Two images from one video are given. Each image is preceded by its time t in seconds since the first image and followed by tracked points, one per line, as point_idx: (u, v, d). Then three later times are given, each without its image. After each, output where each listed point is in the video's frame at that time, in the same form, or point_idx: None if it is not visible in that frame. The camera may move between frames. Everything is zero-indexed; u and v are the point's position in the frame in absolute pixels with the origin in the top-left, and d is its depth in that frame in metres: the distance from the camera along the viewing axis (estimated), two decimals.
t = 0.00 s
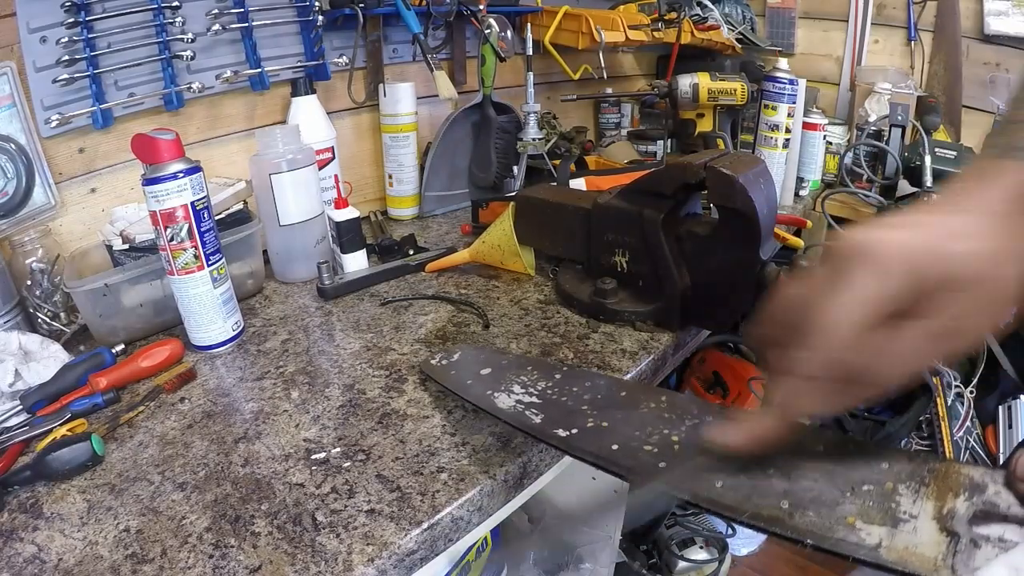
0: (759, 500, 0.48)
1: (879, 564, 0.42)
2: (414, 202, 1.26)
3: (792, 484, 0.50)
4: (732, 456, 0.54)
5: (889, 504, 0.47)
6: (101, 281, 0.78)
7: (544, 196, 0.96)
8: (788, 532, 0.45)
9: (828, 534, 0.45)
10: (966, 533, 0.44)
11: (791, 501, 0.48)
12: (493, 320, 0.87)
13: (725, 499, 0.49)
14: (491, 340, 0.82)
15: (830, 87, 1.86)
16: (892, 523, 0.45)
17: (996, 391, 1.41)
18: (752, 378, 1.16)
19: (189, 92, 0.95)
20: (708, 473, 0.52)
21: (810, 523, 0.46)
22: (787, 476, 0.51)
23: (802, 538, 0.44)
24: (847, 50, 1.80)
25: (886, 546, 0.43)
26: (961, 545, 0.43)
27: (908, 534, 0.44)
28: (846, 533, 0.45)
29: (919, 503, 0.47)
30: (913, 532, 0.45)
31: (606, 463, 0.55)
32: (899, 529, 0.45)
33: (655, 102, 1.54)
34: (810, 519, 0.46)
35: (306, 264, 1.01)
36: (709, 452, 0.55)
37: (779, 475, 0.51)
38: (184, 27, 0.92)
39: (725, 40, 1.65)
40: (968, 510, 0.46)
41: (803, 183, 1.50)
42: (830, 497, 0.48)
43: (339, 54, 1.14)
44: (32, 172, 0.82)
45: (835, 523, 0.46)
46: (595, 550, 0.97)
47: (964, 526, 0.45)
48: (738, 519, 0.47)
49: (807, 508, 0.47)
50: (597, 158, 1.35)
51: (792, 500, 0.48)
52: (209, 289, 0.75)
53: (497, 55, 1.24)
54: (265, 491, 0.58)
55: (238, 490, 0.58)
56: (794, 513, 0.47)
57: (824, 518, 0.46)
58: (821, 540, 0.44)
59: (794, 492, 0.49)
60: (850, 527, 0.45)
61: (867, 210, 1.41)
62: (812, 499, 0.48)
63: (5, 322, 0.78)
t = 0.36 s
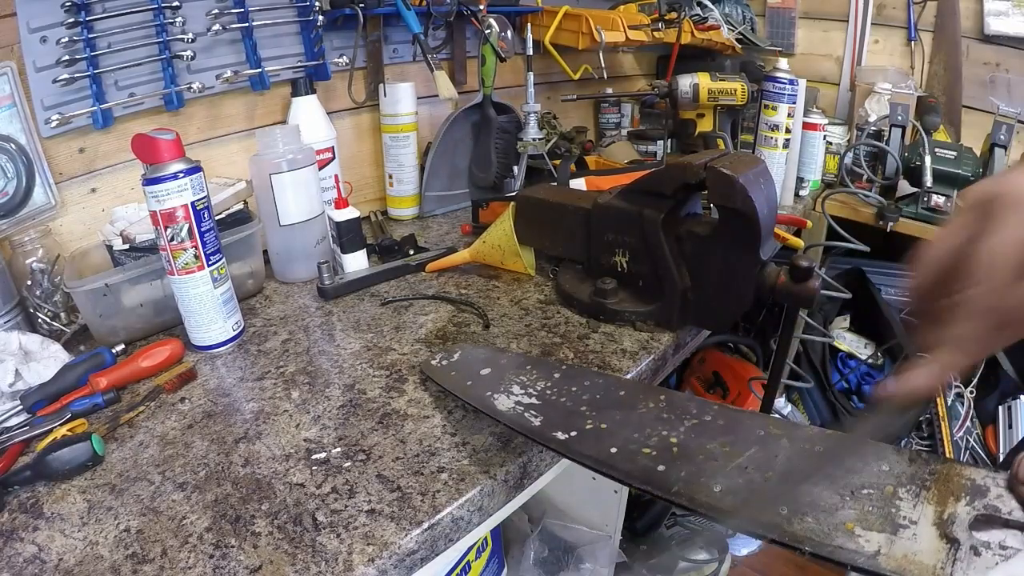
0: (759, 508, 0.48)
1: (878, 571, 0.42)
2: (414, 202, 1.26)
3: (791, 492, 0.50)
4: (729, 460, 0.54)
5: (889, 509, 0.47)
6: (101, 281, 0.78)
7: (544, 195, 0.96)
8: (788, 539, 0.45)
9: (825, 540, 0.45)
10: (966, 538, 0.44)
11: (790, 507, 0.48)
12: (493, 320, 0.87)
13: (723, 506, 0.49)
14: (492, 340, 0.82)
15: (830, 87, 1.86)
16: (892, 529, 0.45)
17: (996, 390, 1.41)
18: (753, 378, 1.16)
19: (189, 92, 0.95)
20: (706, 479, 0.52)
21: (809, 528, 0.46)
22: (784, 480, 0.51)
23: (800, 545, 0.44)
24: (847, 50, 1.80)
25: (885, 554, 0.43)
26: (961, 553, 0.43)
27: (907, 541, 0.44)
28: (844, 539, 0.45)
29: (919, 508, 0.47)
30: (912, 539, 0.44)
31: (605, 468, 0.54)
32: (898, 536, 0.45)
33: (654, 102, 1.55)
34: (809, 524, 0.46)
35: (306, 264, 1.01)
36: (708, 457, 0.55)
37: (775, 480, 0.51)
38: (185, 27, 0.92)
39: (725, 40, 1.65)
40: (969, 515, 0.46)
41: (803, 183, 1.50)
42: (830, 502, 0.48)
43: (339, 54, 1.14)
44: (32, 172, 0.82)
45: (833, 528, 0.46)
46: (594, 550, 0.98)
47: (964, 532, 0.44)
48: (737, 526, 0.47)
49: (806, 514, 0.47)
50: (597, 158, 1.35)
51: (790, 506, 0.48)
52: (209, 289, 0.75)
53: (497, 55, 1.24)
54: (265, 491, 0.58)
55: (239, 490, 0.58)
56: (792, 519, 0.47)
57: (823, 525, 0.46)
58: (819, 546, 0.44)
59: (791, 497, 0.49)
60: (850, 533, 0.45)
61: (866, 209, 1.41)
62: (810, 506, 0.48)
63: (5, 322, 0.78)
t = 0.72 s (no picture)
0: (747, 510, 0.48)
1: None
2: (414, 202, 1.26)
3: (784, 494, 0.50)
4: (722, 462, 0.55)
5: (882, 514, 0.47)
6: (101, 281, 0.78)
7: (544, 195, 0.96)
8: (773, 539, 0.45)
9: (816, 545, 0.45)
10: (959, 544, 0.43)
11: (779, 510, 0.48)
12: (493, 320, 0.87)
13: (713, 509, 0.49)
14: (491, 340, 0.82)
15: (830, 87, 1.86)
16: (883, 535, 0.45)
17: (996, 390, 1.41)
18: (752, 378, 1.16)
19: (189, 92, 0.95)
20: (698, 481, 0.52)
21: (798, 533, 0.46)
22: (777, 482, 0.51)
23: (787, 552, 0.44)
24: (847, 50, 1.80)
25: (874, 560, 0.43)
26: (952, 560, 0.42)
27: (898, 547, 0.44)
28: (835, 544, 0.44)
29: (912, 513, 0.46)
30: (903, 545, 0.44)
31: (598, 470, 0.55)
32: (889, 542, 0.44)
33: (654, 102, 1.54)
34: (797, 529, 0.46)
35: (306, 264, 1.01)
36: (701, 459, 0.55)
37: (770, 483, 0.51)
38: (185, 27, 0.92)
39: (725, 40, 1.65)
40: (963, 520, 0.44)
41: (803, 183, 1.50)
42: (821, 506, 0.48)
43: (339, 54, 1.14)
44: (32, 172, 0.82)
45: (824, 534, 0.45)
46: (595, 550, 0.98)
47: (957, 538, 0.43)
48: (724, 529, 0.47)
49: (797, 518, 0.47)
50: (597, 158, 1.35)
51: (780, 509, 0.48)
52: (209, 289, 0.75)
53: (497, 55, 1.24)
54: (265, 491, 0.58)
55: (239, 490, 0.58)
56: (780, 521, 0.47)
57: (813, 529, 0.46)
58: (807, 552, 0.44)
59: (782, 501, 0.49)
60: (840, 538, 0.45)
61: (866, 210, 1.42)
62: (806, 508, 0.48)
63: (5, 322, 0.78)
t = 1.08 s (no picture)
0: (762, 507, 0.48)
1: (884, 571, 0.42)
2: (414, 202, 1.26)
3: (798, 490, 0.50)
4: (733, 460, 0.54)
5: (896, 509, 0.47)
6: (101, 281, 0.78)
7: (544, 195, 0.96)
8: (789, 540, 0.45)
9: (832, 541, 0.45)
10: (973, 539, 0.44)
11: (794, 507, 0.48)
12: (493, 320, 0.87)
13: (727, 505, 0.49)
14: (492, 341, 0.82)
15: (830, 87, 1.86)
16: (898, 529, 0.45)
17: (996, 390, 1.41)
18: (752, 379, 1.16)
19: (189, 92, 0.95)
20: (709, 477, 0.52)
21: (813, 528, 0.46)
22: (790, 480, 0.51)
23: (807, 545, 0.45)
24: (847, 50, 1.80)
25: (891, 554, 0.44)
26: (969, 554, 0.43)
27: (913, 541, 0.44)
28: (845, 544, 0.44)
29: (926, 508, 0.47)
30: (919, 539, 0.45)
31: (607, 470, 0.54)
32: (904, 536, 0.45)
33: (655, 102, 1.53)
34: (813, 524, 0.46)
35: (306, 264, 1.01)
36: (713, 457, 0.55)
37: (782, 480, 0.51)
38: (185, 27, 0.92)
39: (725, 40, 1.65)
40: (977, 516, 0.45)
41: (803, 183, 1.50)
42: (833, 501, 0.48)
43: (339, 54, 1.14)
44: (32, 172, 0.82)
45: (839, 529, 0.46)
46: (595, 550, 0.97)
47: (971, 532, 0.44)
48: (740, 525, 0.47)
49: (812, 513, 0.47)
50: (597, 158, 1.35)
51: (795, 505, 0.48)
52: (209, 289, 0.75)
53: (497, 55, 1.24)
54: (265, 491, 0.58)
55: (239, 490, 0.58)
56: (796, 518, 0.47)
57: (827, 524, 0.46)
58: (825, 547, 0.44)
59: (796, 497, 0.49)
60: (855, 533, 0.45)
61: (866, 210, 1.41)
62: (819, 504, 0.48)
63: (5, 322, 0.78)
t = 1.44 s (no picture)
0: (762, 516, 0.48)
1: None
2: (414, 202, 1.26)
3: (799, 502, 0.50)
4: (733, 467, 0.55)
5: (896, 519, 0.47)
6: (101, 281, 0.78)
7: (544, 195, 0.96)
8: (793, 549, 0.45)
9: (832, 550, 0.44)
10: (973, 549, 0.43)
11: (794, 517, 0.48)
12: (493, 320, 0.87)
13: (726, 514, 0.49)
14: (491, 341, 0.82)
15: (830, 87, 1.86)
16: (898, 540, 0.45)
17: (996, 390, 1.41)
18: (752, 379, 1.17)
19: (189, 92, 0.95)
20: (709, 486, 0.52)
21: (814, 539, 0.46)
22: (790, 489, 0.51)
23: (805, 556, 0.44)
24: (847, 50, 1.80)
25: (891, 565, 0.43)
26: (969, 565, 0.42)
27: (913, 553, 0.44)
28: (848, 550, 0.44)
29: (926, 518, 0.46)
30: (919, 550, 0.44)
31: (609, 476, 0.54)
32: (904, 547, 0.44)
33: (654, 102, 1.53)
34: (813, 535, 0.46)
35: (306, 264, 1.01)
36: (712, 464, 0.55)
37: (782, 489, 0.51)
38: (185, 27, 0.92)
39: (725, 40, 1.65)
40: (976, 525, 0.44)
41: (803, 183, 1.50)
42: (835, 511, 0.48)
43: (339, 54, 1.14)
44: (32, 172, 0.82)
45: (839, 541, 0.45)
46: (595, 550, 0.98)
47: (971, 543, 0.43)
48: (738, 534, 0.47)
49: (812, 524, 0.47)
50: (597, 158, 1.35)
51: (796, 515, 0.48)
52: (209, 289, 0.75)
53: (497, 55, 1.24)
54: (265, 491, 0.58)
55: (239, 490, 0.58)
56: (796, 529, 0.47)
57: (828, 534, 0.46)
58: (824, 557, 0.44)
59: (796, 507, 0.49)
60: (855, 544, 0.45)
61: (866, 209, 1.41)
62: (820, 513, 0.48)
63: (5, 322, 0.78)
